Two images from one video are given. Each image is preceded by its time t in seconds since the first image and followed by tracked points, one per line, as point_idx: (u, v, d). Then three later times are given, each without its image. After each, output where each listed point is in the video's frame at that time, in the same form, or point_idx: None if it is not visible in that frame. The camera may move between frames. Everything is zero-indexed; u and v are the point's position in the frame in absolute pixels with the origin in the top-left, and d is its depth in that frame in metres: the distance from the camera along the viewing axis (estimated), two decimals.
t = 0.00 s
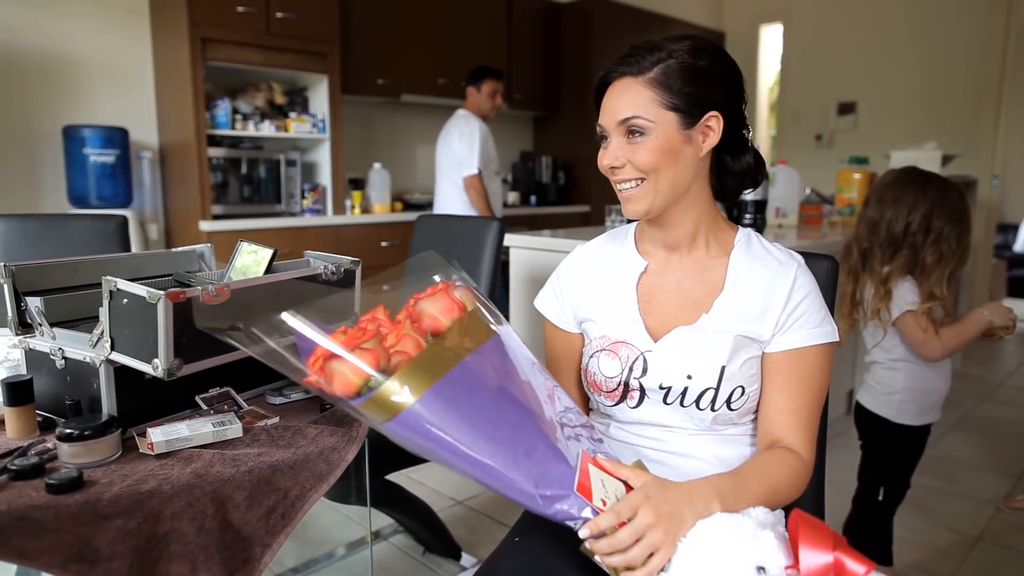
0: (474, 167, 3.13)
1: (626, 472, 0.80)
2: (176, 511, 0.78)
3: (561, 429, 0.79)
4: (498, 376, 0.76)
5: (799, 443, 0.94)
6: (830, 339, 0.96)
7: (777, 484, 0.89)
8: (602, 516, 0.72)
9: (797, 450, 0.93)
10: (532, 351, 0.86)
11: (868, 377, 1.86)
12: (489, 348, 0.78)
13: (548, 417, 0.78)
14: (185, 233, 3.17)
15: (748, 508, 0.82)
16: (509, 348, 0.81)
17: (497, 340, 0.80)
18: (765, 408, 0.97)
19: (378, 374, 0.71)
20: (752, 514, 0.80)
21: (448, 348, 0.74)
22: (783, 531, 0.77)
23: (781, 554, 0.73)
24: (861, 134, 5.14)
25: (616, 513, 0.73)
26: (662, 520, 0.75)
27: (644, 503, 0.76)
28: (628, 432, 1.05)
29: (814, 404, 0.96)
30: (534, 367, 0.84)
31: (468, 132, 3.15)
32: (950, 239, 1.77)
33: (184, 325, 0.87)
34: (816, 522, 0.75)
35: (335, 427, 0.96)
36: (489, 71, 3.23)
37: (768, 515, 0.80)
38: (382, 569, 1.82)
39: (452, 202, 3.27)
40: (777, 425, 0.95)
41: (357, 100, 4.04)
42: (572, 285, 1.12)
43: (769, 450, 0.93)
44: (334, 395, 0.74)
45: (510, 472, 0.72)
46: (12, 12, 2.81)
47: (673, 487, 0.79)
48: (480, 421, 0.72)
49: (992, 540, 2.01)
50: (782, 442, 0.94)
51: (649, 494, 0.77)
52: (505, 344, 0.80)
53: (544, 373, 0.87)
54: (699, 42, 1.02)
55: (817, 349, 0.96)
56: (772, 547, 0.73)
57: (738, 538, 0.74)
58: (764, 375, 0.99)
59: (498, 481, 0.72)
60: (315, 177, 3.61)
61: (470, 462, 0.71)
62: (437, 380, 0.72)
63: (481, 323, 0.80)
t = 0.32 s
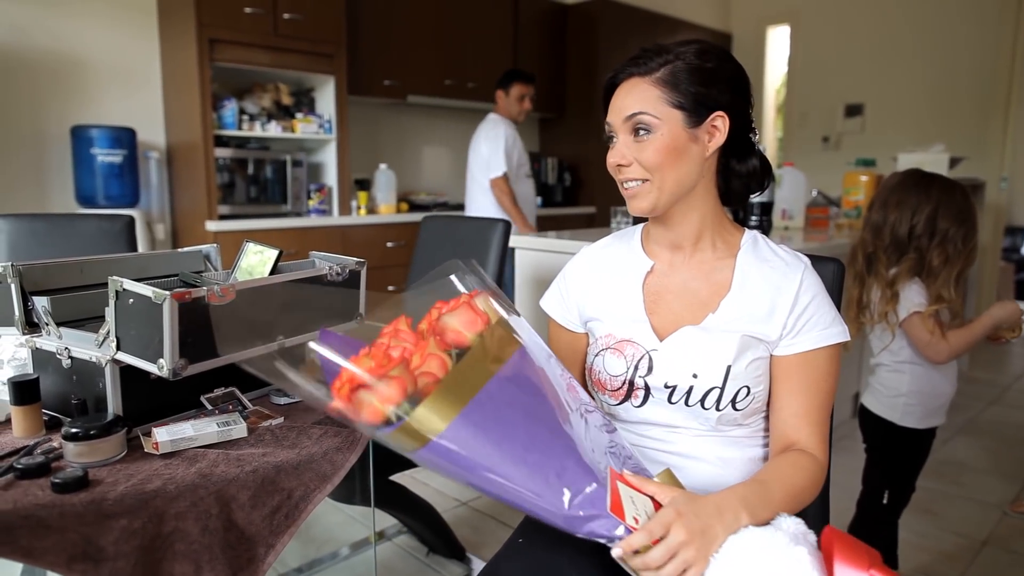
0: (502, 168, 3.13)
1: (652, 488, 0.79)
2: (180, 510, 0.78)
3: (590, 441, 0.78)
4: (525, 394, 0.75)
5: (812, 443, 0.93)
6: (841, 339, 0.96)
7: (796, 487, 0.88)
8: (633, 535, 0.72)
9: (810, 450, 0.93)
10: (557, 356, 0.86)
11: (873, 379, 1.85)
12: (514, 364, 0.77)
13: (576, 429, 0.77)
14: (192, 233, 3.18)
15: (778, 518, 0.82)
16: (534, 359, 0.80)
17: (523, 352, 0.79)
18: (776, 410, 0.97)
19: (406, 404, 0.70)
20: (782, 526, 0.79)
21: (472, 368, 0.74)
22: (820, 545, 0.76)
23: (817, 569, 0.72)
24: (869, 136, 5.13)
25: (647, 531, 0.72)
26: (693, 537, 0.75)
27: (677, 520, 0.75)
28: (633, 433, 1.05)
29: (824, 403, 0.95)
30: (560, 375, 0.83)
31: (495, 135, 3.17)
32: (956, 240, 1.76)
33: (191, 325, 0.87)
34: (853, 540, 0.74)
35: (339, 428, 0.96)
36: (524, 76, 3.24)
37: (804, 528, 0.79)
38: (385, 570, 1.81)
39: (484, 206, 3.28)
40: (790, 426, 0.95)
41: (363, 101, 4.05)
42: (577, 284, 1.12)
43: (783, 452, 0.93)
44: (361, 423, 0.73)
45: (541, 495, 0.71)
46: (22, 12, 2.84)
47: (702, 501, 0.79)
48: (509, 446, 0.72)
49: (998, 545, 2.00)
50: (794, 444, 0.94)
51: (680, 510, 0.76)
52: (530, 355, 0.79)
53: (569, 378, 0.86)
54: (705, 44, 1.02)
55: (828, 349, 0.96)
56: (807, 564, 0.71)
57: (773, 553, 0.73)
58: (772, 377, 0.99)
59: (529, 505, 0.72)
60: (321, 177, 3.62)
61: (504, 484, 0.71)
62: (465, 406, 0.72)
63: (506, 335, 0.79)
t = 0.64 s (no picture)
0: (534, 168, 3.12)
1: (673, 507, 0.77)
2: (183, 510, 0.78)
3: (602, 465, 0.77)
4: (538, 438, 0.73)
5: (821, 440, 0.94)
6: (847, 337, 0.96)
7: (807, 483, 0.88)
8: (671, 559, 0.70)
9: (820, 448, 0.93)
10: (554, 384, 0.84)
11: (876, 378, 1.84)
12: (520, 408, 0.75)
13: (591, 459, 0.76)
14: (195, 234, 3.19)
15: (799, 510, 0.81)
16: (536, 394, 0.78)
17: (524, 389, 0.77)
18: (784, 410, 0.98)
19: (425, 489, 0.65)
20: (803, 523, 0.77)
21: (482, 428, 0.70)
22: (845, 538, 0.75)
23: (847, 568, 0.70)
24: (871, 135, 5.11)
25: (682, 553, 0.71)
26: (722, 545, 0.74)
27: (707, 535, 0.74)
28: (636, 433, 1.05)
29: (829, 400, 0.96)
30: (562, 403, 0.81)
31: (523, 136, 3.17)
32: (951, 237, 1.74)
33: (194, 324, 0.87)
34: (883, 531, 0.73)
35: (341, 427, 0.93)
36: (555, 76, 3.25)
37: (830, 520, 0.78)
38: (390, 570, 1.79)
39: (517, 205, 3.27)
40: (798, 426, 0.95)
41: (365, 101, 4.05)
42: (580, 284, 1.12)
43: (792, 451, 0.93)
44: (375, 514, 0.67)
45: (573, 545, 0.68)
46: (25, 12, 2.84)
47: (724, 508, 0.79)
48: (531, 497, 0.68)
49: (1002, 544, 1.99)
50: (803, 443, 0.94)
51: (708, 524, 0.75)
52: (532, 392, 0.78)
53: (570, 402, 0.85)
54: (699, 42, 1.02)
55: (833, 347, 0.96)
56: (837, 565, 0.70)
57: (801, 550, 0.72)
58: (776, 376, 0.99)
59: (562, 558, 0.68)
60: (323, 177, 3.63)
61: (541, 541, 0.67)
62: (484, 473, 0.68)
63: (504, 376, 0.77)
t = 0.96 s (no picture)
0: (555, 169, 3.13)
1: (696, 508, 0.70)
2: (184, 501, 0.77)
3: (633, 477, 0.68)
4: (578, 462, 0.63)
5: (824, 430, 0.95)
6: (847, 331, 0.97)
7: (817, 470, 0.89)
8: (719, 563, 0.64)
9: (823, 438, 0.94)
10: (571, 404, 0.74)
11: (877, 372, 1.85)
12: (553, 435, 0.65)
13: (626, 482, 0.65)
14: (194, 228, 3.19)
15: (811, 494, 0.77)
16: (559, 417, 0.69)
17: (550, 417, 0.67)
18: (786, 404, 0.99)
19: (495, 554, 0.55)
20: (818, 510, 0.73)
21: (526, 468, 0.60)
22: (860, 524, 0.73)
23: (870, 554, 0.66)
24: (872, 130, 5.10)
25: (728, 558, 0.66)
26: (756, 541, 0.71)
27: (743, 535, 0.70)
28: (637, 429, 1.05)
29: (831, 392, 0.97)
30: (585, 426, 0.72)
31: (548, 133, 3.17)
32: (939, 232, 1.74)
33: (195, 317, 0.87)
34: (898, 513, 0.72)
35: (341, 420, 0.94)
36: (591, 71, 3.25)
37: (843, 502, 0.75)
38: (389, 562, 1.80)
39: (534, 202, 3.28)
40: (802, 418, 0.96)
41: (365, 96, 4.05)
42: (580, 278, 1.12)
43: (797, 440, 0.94)
44: None
45: None
46: (26, 6, 2.84)
47: (745, 500, 0.76)
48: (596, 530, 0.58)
49: (1000, 538, 2.00)
50: (806, 433, 0.95)
51: (740, 525, 0.71)
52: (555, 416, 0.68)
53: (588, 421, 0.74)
54: (706, 37, 1.02)
55: (833, 344, 0.97)
56: (868, 552, 0.66)
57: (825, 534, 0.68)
58: (777, 373, 0.99)
59: None
60: (323, 171, 3.62)
61: None
62: (545, 514, 0.58)
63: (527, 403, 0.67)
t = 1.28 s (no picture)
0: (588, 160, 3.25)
1: (684, 524, 0.64)
2: (190, 497, 0.79)
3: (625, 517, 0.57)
4: (556, 532, 0.53)
5: (821, 427, 0.95)
6: (851, 325, 0.96)
7: (807, 468, 0.89)
8: None
9: (819, 434, 0.94)
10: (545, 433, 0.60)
11: (876, 362, 1.85)
12: (521, 510, 0.54)
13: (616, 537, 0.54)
14: (193, 225, 3.19)
15: (807, 491, 0.72)
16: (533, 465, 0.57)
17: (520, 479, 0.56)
18: (784, 397, 0.99)
19: None
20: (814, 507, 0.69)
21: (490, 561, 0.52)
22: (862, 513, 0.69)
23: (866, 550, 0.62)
24: (870, 121, 5.10)
25: None
26: (744, 553, 0.68)
27: (731, 551, 0.67)
28: (634, 421, 1.06)
29: (834, 388, 0.97)
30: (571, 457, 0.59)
31: (582, 126, 3.25)
32: (932, 224, 1.74)
33: (199, 313, 0.87)
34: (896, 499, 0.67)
35: (346, 413, 0.95)
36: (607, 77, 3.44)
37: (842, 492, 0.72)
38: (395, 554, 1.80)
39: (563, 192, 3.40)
40: (799, 414, 0.97)
41: (363, 91, 4.04)
42: (580, 267, 1.14)
43: (793, 437, 0.95)
44: None
45: None
46: (23, 4, 2.83)
47: (730, 510, 0.73)
48: None
49: (1001, 526, 2.01)
50: (802, 430, 0.95)
51: (729, 540, 0.68)
52: (529, 470, 0.56)
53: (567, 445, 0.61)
54: (706, 25, 1.03)
55: (835, 339, 0.96)
56: (865, 549, 0.61)
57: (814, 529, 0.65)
58: (776, 367, 1.00)
59: None
60: (321, 167, 3.62)
61: None
62: None
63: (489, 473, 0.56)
